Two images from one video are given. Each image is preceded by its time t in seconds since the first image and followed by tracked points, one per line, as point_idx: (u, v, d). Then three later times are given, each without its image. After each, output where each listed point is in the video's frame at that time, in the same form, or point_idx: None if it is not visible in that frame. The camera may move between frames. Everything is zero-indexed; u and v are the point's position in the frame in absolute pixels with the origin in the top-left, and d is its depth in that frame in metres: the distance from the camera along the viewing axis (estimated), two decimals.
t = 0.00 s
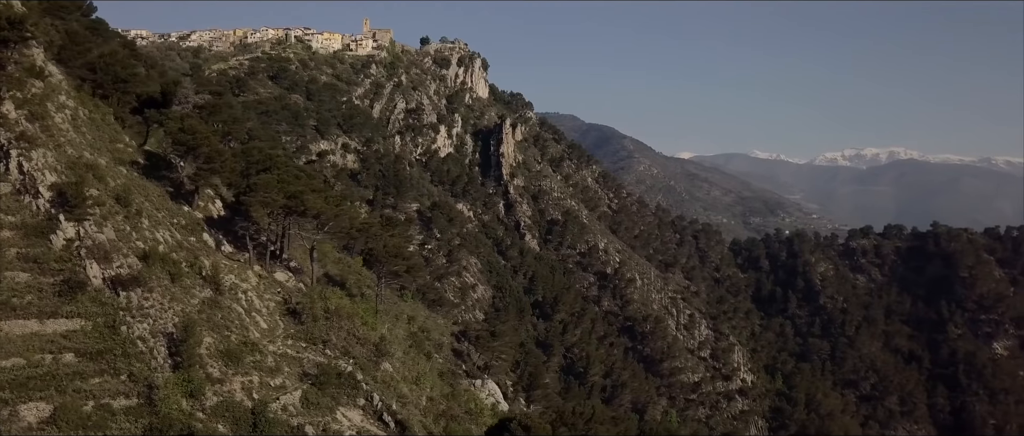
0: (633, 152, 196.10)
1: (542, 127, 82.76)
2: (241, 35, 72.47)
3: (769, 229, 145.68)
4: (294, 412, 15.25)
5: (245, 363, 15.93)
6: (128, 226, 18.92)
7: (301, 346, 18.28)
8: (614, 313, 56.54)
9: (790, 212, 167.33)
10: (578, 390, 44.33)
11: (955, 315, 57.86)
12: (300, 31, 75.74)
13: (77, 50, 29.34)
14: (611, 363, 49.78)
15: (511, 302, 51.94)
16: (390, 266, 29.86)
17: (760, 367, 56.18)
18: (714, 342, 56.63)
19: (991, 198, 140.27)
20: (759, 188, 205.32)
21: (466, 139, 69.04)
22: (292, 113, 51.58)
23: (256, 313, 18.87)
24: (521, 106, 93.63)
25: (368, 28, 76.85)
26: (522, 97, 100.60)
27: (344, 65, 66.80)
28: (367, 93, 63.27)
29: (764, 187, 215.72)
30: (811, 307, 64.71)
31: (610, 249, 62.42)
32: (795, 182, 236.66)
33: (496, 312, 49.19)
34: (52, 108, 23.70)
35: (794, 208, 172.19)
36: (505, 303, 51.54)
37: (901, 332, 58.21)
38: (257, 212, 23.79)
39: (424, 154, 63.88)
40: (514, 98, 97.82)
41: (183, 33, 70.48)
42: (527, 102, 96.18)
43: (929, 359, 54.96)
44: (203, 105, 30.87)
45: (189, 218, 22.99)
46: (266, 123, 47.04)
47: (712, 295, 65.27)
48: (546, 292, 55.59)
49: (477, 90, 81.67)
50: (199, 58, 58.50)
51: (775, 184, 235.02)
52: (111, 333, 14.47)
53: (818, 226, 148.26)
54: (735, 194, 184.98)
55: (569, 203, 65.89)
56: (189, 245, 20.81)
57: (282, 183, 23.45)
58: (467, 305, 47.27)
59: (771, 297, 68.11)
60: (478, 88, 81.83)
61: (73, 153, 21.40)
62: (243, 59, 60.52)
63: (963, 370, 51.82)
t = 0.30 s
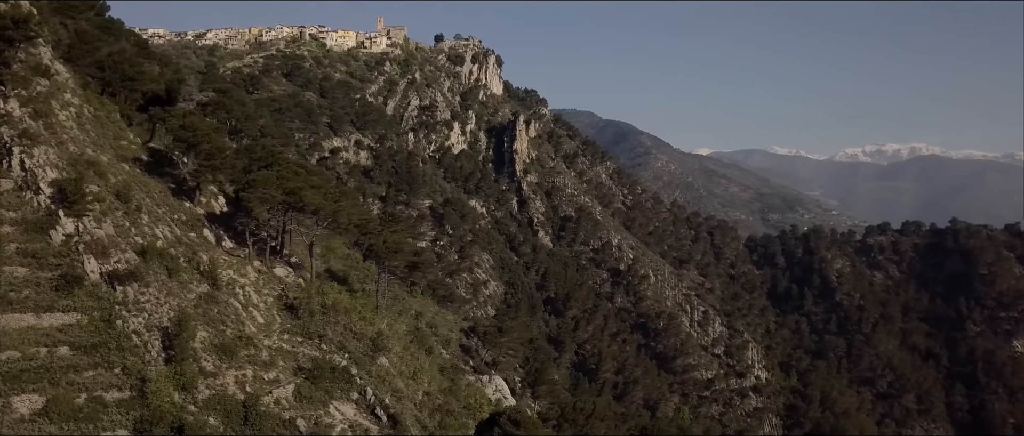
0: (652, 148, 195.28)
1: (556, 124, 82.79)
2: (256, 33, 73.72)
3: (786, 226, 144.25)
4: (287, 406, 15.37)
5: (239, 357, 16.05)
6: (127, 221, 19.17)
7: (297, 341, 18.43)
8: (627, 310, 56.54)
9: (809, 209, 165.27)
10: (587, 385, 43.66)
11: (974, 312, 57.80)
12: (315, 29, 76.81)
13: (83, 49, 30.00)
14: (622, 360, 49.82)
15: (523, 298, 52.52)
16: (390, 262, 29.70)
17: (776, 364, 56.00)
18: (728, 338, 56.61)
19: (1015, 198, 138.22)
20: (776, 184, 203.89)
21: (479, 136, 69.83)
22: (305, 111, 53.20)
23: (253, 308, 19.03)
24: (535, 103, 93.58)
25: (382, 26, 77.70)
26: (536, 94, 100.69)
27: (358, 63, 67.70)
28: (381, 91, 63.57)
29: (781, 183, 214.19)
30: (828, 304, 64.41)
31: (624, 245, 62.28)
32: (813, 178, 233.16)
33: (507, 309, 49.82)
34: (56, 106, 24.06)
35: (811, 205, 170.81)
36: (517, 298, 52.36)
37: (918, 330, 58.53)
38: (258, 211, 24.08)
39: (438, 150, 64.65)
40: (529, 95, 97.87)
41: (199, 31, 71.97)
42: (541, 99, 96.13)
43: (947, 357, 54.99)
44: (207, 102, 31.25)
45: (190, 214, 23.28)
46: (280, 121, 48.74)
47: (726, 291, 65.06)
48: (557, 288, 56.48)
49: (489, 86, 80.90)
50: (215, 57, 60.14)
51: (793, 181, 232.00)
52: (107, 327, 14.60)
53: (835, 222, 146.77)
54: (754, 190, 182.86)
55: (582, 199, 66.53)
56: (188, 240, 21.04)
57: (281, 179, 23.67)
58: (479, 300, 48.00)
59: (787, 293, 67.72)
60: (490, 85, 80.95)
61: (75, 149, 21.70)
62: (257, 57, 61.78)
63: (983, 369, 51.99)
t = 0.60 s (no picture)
0: (672, 144, 194.43)
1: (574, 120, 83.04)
2: (275, 31, 75.20)
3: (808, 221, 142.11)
4: (282, 399, 15.52)
5: (237, 351, 16.19)
6: (130, 217, 19.53)
7: (296, 335, 18.59)
8: (643, 307, 56.70)
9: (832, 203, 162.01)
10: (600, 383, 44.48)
11: (997, 309, 56.69)
12: (333, 26, 78.15)
13: (95, 49, 30.77)
14: (637, 356, 49.85)
15: (537, 294, 52.96)
16: (396, 257, 29.51)
17: (793, 361, 55.59)
18: (746, 335, 56.18)
19: None
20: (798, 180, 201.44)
21: (496, 132, 70.25)
22: (321, 107, 53.91)
23: (254, 303, 19.23)
24: (552, 99, 93.87)
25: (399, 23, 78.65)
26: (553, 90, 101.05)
27: (375, 60, 69.14)
28: (398, 88, 64.77)
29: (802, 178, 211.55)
30: (847, 301, 63.84)
31: (640, 242, 62.66)
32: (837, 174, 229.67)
33: (522, 305, 50.26)
34: (65, 104, 24.53)
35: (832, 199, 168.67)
36: (532, 294, 52.65)
37: (940, 327, 56.94)
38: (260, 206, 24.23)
39: (454, 146, 64.88)
40: (546, 91, 98.15)
41: (219, 30, 73.77)
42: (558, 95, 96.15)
43: (969, 355, 53.75)
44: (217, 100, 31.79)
45: (195, 210, 23.63)
46: (294, 118, 49.78)
47: (744, 288, 65.00)
48: (573, 284, 56.43)
49: (507, 82, 82.27)
50: (233, 55, 61.68)
51: (816, 177, 228.58)
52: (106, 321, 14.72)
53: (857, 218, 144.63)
54: (775, 186, 180.79)
55: (598, 195, 66.75)
56: (190, 235, 21.32)
57: (283, 175, 23.95)
58: (494, 296, 48.60)
59: (806, 289, 67.53)
60: (507, 80, 82.29)
61: (82, 146, 22.07)
62: (275, 54, 63.28)
63: (1005, 367, 51.12)
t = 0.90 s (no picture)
0: (694, 140, 192.89)
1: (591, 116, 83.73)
2: (292, 29, 76.74)
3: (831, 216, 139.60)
4: (279, 392, 15.73)
5: (235, 345, 16.39)
6: (134, 213, 19.85)
7: (295, 329, 18.77)
8: (659, 303, 56.68)
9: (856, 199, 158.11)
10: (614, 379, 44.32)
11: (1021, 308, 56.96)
12: (350, 24, 79.52)
13: (108, 48, 31.47)
14: (652, 353, 50.22)
15: (552, 290, 53.40)
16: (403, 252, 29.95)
17: (811, 359, 55.24)
18: (762, 333, 56.17)
19: None
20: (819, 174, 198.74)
21: (512, 129, 71.23)
22: (338, 105, 55.27)
23: (254, 297, 19.41)
24: (570, 95, 94.27)
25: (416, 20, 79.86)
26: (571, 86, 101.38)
27: (393, 57, 69.49)
28: (415, 85, 65.66)
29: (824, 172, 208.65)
30: (868, 298, 63.03)
31: (657, 238, 62.65)
32: (860, 168, 226.17)
33: (536, 301, 50.76)
34: (73, 102, 24.92)
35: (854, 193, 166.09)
36: (546, 290, 53.10)
37: (962, 325, 57.21)
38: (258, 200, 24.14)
39: (469, 143, 65.85)
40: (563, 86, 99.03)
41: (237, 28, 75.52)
42: (575, 91, 96.45)
43: (992, 353, 54.30)
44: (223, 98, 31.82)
45: (200, 206, 24.01)
46: (310, 115, 51.17)
47: (762, 285, 64.40)
48: (587, 280, 56.84)
49: (524, 79, 82.81)
50: (252, 53, 62.88)
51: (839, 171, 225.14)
52: (106, 314, 14.92)
53: (881, 214, 141.80)
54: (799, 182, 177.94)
55: (615, 192, 67.19)
56: (193, 231, 21.62)
57: (286, 172, 24.22)
58: (508, 292, 49.02)
59: (826, 287, 66.51)
60: (525, 77, 83.29)
61: (88, 143, 22.45)
62: (294, 52, 64.88)
63: None
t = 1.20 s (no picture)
0: (714, 135, 191.29)
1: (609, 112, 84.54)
2: (310, 27, 78.73)
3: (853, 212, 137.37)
4: (275, 385, 15.92)
5: (233, 339, 16.59)
6: (137, 208, 20.18)
7: (294, 324, 18.95)
8: (675, 300, 57.01)
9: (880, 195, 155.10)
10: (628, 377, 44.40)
11: None
12: (367, 21, 80.96)
13: (120, 46, 31.89)
14: (667, 349, 50.64)
15: (566, 286, 54.26)
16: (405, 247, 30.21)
17: (830, 357, 54.74)
18: (779, 330, 55.27)
19: None
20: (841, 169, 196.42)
21: (529, 125, 72.79)
22: (354, 102, 56.52)
23: (254, 291, 19.61)
24: (586, 91, 95.40)
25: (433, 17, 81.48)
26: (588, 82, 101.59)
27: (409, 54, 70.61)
28: (431, 81, 66.99)
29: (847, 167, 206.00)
30: (887, 294, 63.47)
31: (673, 235, 63.65)
32: (884, 162, 222.55)
33: (550, 297, 51.34)
34: (81, 100, 25.32)
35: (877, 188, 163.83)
36: (561, 286, 53.94)
37: (985, 323, 57.73)
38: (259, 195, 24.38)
39: (486, 139, 66.68)
40: (580, 83, 100.11)
41: (256, 26, 77.47)
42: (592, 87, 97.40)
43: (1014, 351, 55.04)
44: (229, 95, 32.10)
45: (205, 202, 24.32)
46: (326, 112, 53.02)
47: (780, 281, 63.82)
48: (602, 276, 57.71)
49: (541, 75, 84.66)
50: (269, 50, 64.03)
51: (862, 165, 222.05)
52: (107, 308, 15.18)
53: (905, 210, 139.33)
54: (822, 178, 174.83)
55: (631, 188, 68.27)
56: (196, 227, 21.93)
57: (289, 168, 24.43)
58: (522, 288, 49.73)
59: (845, 283, 66.48)
60: (541, 73, 84.74)
61: (94, 140, 22.80)
62: (310, 50, 65.98)
63: None
